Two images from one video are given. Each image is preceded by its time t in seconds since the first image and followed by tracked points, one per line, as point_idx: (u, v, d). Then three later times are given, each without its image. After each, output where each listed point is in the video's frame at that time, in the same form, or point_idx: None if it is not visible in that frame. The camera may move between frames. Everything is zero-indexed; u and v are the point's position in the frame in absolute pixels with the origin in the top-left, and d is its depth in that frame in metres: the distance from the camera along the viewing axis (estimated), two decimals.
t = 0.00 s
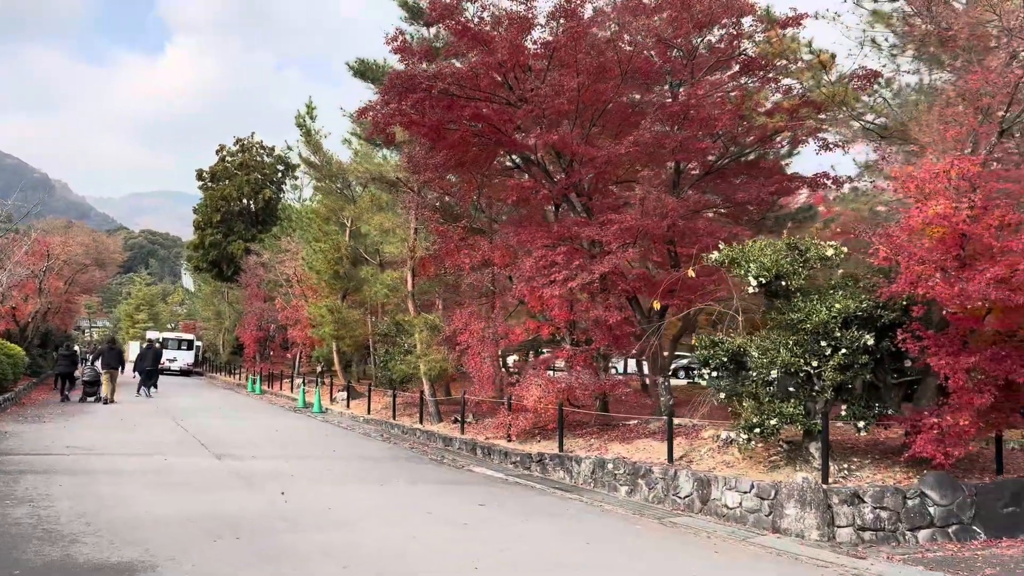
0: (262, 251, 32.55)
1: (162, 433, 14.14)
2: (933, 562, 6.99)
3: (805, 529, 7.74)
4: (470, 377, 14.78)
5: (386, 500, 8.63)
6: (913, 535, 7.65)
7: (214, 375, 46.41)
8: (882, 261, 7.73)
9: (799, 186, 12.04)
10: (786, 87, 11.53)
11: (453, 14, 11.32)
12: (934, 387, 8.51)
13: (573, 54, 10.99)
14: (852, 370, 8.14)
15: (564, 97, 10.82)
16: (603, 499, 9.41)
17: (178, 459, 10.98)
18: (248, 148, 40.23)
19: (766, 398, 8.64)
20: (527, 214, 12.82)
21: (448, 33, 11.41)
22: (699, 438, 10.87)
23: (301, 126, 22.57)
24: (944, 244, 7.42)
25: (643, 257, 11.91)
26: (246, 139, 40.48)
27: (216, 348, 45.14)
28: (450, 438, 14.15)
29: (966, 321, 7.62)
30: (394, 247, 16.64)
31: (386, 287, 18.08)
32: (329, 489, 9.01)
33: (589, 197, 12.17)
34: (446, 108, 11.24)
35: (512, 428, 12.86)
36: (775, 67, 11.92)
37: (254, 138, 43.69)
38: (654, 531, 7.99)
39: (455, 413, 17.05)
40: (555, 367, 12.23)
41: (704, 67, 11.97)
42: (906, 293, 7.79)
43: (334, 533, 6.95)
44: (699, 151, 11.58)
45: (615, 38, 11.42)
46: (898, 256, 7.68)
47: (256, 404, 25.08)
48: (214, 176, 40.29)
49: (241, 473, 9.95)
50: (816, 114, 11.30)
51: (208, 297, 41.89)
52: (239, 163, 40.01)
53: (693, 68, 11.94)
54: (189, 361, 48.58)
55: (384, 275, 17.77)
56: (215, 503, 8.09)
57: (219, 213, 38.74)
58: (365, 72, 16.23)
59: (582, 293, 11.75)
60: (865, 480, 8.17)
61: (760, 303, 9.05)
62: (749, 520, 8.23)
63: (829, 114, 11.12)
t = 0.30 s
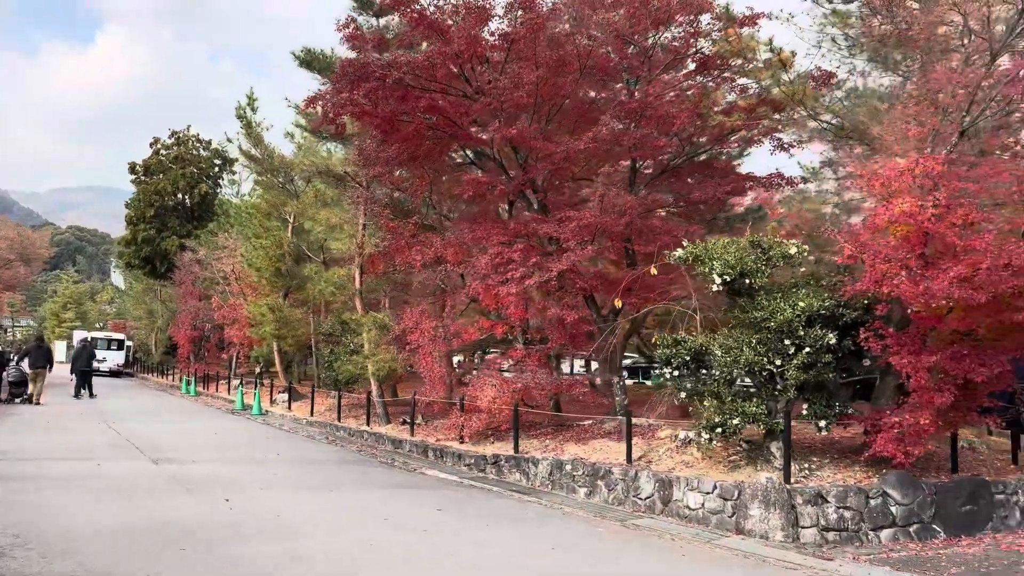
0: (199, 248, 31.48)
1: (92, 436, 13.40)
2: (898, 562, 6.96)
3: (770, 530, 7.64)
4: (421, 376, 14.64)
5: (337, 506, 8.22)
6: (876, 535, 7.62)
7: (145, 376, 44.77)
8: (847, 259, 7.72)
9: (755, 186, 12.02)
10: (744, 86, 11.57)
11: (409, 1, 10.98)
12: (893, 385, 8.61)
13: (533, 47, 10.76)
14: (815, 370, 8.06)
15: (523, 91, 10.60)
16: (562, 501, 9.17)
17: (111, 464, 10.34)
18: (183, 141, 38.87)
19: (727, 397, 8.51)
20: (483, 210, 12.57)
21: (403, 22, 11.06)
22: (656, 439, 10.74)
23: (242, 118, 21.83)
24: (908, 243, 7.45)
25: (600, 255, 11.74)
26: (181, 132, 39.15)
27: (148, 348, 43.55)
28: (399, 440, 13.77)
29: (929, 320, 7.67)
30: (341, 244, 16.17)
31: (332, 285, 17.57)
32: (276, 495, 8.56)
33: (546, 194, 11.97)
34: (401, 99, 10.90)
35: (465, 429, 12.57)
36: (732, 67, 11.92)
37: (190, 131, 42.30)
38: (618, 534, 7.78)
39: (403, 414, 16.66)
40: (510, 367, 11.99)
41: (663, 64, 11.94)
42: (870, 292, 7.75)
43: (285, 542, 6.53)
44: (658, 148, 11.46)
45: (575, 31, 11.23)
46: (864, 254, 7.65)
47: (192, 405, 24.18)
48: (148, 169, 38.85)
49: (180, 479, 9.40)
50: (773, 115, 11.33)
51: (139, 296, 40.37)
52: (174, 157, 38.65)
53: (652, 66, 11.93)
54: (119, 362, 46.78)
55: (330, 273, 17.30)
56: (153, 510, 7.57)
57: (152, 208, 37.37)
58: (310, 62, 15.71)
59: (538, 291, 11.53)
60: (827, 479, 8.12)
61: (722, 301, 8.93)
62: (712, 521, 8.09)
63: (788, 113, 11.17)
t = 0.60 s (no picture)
0: (128, 245, 30.22)
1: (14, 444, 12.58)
2: (864, 569, 6.91)
3: (734, 537, 7.50)
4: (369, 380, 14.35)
5: (285, 518, 7.78)
6: (838, 540, 7.56)
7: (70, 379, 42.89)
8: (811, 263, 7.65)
9: (710, 188, 11.99)
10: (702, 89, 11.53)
11: None
12: (851, 390, 8.75)
13: (490, 42, 10.49)
14: (777, 374, 7.98)
15: (480, 87, 10.34)
16: (520, 509, 8.91)
17: (36, 475, 9.65)
18: (113, 134, 37.35)
19: (689, 402, 8.37)
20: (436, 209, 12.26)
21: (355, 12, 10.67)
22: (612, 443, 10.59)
23: (178, 110, 20.99)
24: (872, 247, 7.41)
25: (555, 257, 11.55)
26: (111, 125, 37.63)
27: (74, 349, 41.74)
28: (344, 446, 13.31)
29: (892, 325, 7.68)
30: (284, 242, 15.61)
31: (275, 285, 16.98)
32: (218, 508, 8.07)
33: (501, 194, 11.72)
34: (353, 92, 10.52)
35: (415, 434, 12.23)
36: (688, 69, 11.88)
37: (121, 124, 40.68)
38: (581, 544, 7.55)
39: (347, 419, 16.17)
40: (463, 370, 11.73)
41: (621, 65, 11.89)
42: (834, 296, 7.71)
43: (232, 559, 6.09)
44: (615, 149, 11.32)
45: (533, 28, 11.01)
46: (828, 258, 7.60)
47: (121, 410, 23.12)
48: (75, 163, 37.21)
49: (113, 490, 8.81)
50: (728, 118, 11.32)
51: (65, 294, 38.64)
52: (103, 150, 37.11)
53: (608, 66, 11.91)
54: (42, 364, 44.72)
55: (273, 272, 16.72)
56: (84, 526, 7.02)
57: (79, 203, 35.78)
58: (253, 53, 15.11)
59: (493, 293, 11.27)
60: (788, 485, 8.05)
61: (683, 304, 8.80)
62: (675, 528, 7.93)
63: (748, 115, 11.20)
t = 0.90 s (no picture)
0: (56, 240, 28.85)
1: None
2: (835, 570, 6.83)
3: (703, 540, 7.35)
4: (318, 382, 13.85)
5: (236, 527, 7.34)
6: (806, 542, 7.49)
7: None
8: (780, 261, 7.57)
9: (670, 188, 11.90)
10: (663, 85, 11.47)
11: None
12: (815, 390, 8.62)
13: (451, 32, 10.19)
14: (745, 375, 7.86)
15: (440, 78, 10.04)
16: (481, 515, 8.62)
17: None
18: (41, 124, 35.71)
19: (656, 403, 8.20)
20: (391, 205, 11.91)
21: None
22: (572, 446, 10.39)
23: (112, 99, 20.08)
24: (841, 246, 7.36)
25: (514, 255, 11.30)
26: (39, 114, 35.97)
27: None
28: (292, 449, 12.82)
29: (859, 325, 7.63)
30: (227, 238, 15.01)
31: (217, 283, 16.33)
32: (163, 516, 7.58)
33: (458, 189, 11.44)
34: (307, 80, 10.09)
35: (368, 437, 11.85)
36: (648, 66, 11.78)
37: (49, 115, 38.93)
38: (548, 550, 7.30)
39: (292, 421, 15.65)
40: (419, 371, 11.40)
41: (581, 60, 11.80)
42: (803, 296, 7.63)
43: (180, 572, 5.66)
44: (576, 146, 11.13)
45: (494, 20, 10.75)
46: (798, 257, 7.52)
47: (48, 412, 22.01)
48: None
49: (44, 498, 8.21)
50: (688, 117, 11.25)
51: None
52: (30, 140, 35.45)
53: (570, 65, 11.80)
54: None
55: (216, 269, 16.07)
56: (13, 538, 6.46)
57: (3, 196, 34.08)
58: (195, 40, 14.46)
59: (451, 291, 10.97)
60: (755, 486, 7.95)
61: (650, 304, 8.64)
62: (642, 532, 7.75)
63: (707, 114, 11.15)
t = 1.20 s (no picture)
0: None
1: None
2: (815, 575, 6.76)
3: (682, 546, 7.21)
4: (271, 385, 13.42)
5: (195, 540, 6.93)
6: (783, 546, 7.41)
7: None
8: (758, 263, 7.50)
9: (637, 188, 11.80)
10: (633, 86, 11.27)
11: None
12: (787, 393, 8.55)
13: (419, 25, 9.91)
14: (722, 378, 7.74)
15: (407, 71, 9.77)
16: (451, 522, 8.36)
17: None
18: None
19: (631, 407, 8.04)
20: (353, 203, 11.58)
21: None
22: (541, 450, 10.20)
23: (49, 89, 19.18)
24: (819, 249, 7.32)
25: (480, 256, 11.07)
26: None
27: None
28: (244, 455, 12.36)
29: (836, 328, 7.58)
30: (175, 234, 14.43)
31: (163, 282, 15.68)
32: (114, 528, 7.13)
33: (423, 187, 11.17)
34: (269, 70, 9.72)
35: (326, 441, 11.48)
36: (615, 65, 11.67)
37: None
38: (524, 558, 7.08)
39: (243, 425, 15.14)
40: (380, 373, 11.10)
41: (548, 58, 11.62)
42: (781, 299, 7.56)
43: None
44: (544, 144, 10.95)
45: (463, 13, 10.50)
46: (776, 259, 7.45)
47: None
48: None
49: None
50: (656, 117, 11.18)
51: None
52: None
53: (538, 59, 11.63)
54: None
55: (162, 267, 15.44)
56: None
57: None
58: (143, 27, 13.84)
59: (416, 292, 10.68)
60: (730, 491, 7.86)
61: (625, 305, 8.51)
62: (618, 538, 7.58)
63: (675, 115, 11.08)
